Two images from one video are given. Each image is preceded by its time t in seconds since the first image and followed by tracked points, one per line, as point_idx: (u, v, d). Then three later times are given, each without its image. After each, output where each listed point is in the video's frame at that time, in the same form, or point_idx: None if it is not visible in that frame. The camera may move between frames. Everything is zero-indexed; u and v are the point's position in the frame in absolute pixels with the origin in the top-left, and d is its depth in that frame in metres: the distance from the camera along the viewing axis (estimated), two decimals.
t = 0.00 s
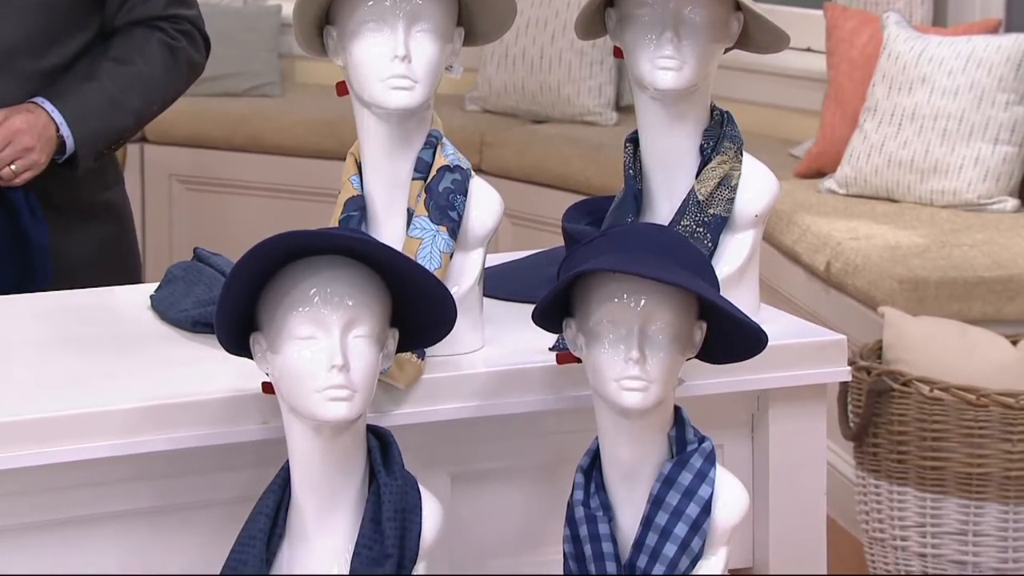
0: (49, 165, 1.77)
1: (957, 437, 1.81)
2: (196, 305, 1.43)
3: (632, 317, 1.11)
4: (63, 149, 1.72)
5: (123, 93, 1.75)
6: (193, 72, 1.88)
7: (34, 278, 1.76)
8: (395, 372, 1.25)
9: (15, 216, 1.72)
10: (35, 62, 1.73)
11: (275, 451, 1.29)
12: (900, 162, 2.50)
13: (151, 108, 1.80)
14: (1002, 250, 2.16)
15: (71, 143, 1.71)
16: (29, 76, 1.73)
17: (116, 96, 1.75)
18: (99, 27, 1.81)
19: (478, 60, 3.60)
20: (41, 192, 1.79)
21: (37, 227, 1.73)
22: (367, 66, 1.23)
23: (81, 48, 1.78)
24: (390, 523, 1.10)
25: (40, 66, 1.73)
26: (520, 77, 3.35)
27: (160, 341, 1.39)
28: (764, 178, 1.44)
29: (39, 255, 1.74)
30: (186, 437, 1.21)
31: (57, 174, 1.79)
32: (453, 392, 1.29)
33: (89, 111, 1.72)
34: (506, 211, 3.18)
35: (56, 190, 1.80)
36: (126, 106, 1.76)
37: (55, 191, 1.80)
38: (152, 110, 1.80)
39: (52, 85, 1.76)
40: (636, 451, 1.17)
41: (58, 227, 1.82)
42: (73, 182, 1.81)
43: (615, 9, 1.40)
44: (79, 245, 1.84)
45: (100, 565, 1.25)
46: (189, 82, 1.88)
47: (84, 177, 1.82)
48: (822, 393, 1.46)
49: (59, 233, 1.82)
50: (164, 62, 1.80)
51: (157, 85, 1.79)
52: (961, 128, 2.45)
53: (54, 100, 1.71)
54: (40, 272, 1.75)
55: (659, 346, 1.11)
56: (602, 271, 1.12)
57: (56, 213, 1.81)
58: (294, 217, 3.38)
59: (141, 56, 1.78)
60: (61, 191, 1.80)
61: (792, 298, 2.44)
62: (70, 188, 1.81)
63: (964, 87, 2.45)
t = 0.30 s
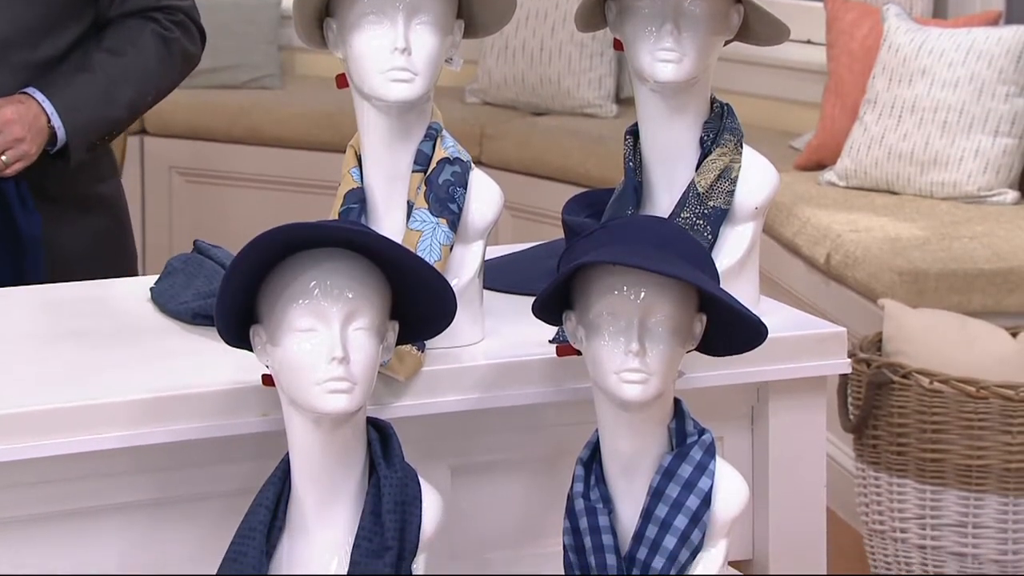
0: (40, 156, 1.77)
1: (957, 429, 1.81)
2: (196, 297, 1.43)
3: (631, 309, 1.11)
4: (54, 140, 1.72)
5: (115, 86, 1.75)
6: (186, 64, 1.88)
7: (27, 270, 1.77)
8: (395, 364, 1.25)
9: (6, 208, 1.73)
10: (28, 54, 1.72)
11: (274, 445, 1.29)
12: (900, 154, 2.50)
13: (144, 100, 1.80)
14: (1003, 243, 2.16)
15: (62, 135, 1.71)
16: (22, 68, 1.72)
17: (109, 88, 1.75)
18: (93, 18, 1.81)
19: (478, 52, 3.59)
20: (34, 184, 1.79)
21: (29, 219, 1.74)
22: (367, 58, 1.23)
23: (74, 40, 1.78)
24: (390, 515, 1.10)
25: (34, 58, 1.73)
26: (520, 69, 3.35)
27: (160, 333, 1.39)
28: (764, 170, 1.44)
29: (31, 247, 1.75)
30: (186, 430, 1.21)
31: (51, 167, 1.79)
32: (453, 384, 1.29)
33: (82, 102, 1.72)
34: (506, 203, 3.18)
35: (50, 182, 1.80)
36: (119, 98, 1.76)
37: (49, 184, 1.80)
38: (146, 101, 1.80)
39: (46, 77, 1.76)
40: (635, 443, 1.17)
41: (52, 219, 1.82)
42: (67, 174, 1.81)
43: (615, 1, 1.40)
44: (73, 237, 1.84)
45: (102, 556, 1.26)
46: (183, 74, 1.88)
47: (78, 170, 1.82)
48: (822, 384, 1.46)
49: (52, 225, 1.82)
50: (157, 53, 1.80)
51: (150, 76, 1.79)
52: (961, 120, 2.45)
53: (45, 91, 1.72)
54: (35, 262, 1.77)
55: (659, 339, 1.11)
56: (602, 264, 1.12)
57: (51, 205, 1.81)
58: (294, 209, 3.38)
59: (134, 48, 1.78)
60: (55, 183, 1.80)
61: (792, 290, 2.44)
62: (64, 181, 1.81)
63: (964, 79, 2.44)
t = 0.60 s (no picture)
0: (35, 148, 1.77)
1: (957, 421, 1.81)
2: (196, 289, 1.43)
3: (632, 302, 1.11)
4: (50, 132, 1.72)
5: (111, 78, 1.75)
6: (182, 57, 1.87)
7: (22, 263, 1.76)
8: (395, 356, 1.25)
9: (2, 201, 1.72)
10: (25, 46, 1.72)
11: (275, 437, 1.30)
12: (900, 146, 2.50)
13: (139, 92, 1.80)
14: (1003, 235, 2.16)
15: (57, 127, 1.71)
16: (19, 60, 1.72)
17: (104, 80, 1.75)
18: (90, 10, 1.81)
19: (478, 45, 3.59)
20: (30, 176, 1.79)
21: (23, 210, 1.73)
22: (366, 51, 1.23)
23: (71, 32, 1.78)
24: (390, 507, 1.10)
25: (31, 49, 1.73)
26: (520, 62, 3.34)
27: (160, 326, 1.39)
28: (764, 163, 1.44)
29: (26, 239, 1.75)
30: (185, 423, 1.22)
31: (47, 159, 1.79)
32: (453, 377, 1.29)
33: (76, 94, 1.71)
34: (506, 196, 3.18)
35: (46, 174, 1.80)
36: (115, 90, 1.76)
37: (45, 175, 1.80)
38: (141, 94, 1.80)
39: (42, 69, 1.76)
40: (635, 435, 1.17)
41: (48, 211, 1.82)
42: (63, 166, 1.81)
43: None
44: (68, 230, 1.84)
45: (102, 547, 1.26)
46: (179, 67, 1.87)
47: (74, 161, 1.82)
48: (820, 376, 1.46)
49: (48, 217, 1.82)
50: (153, 46, 1.80)
51: (145, 68, 1.79)
52: (961, 112, 2.45)
53: (40, 83, 1.71)
54: (31, 255, 1.76)
55: (659, 331, 1.11)
56: (601, 256, 1.12)
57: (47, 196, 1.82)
58: (294, 202, 3.38)
59: (130, 40, 1.78)
60: (51, 175, 1.81)
61: (793, 283, 2.44)
62: (60, 172, 1.81)
63: (964, 71, 2.44)
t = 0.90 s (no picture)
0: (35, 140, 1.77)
1: (957, 413, 1.81)
2: (196, 282, 1.43)
3: (632, 295, 1.11)
4: (48, 125, 1.72)
5: (110, 70, 1.75)
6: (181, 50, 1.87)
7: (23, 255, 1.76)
8: (395, 349, 1.25)
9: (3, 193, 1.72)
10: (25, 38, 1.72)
11: (275, 430, 1.30)
12: (900, 139, 2.49)
13: (138, 85, 1.80)
14: (1003, 228, 2.16)
15: (56, 120, 1.71)
16: (18, 52, 1.72)
17: (104, 73, 1.74)
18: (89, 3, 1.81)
19: (478, 37, 3.58)
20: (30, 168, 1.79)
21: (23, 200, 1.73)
22: (366, 44, 1.23)
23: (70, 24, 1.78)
24: (390, 500, 1.10)
25: (32, 40, 1.72)
26: (520, 55, 3.34)
27: (160, 319, 1.39)
28: (764, 156, 1.44)
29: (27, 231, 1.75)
30: (186, 416, 1.22)
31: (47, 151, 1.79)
32: (453, 370, 1.29)
33: (74, 86, 1.72)
34: (506, 189, 3.18)
35: (46, 166, 1.80)
36: (114, 82, 1.76)
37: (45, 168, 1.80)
38: (140, 87, 1.80)
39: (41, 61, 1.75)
40: (635, 429, 1.17)
41: (48, 205, 1.82)
42: (63, 159, 1.81)
43: None
44: (68, 223, 1.84)
45: (103, 540, 1.26)
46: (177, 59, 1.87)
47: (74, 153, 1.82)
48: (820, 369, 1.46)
49: (48, 211, 1.82)
50: (151, 39, 1.80)
51: (144, 61, 1.79)
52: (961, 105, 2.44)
53: (38, 74, 1.71)
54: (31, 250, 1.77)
55: (659, 324, 1.11)
56: (602, 249, 1.12)
57: (47, 188, 1.81)
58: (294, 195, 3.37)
59: (130, 32, 1.78)
60: (51, 167, 1.80)
61: (793, 276, 2.44)
62: (60, 164, 1.81)
63: (964, 64, 2.44)
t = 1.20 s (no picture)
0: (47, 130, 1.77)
1: (956, 405, 1.82)
2: (196, 274, 1.43)
3: (631, 287, 1.11)
4: (69, 116, 1.72)
5: (124, 59, 1.75)
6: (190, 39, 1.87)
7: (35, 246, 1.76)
8: (394, 342, 1.25)
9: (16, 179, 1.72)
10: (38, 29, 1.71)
11: (275, 422, 1.30)
12: (900, 131, 2.49)
13: (150, 74, 1.80)
14: (1002, 220, 2.16)
15: (77, 109, 1.71)
16: (32, 45, 1.71)
17: (118, 62, 1.74)
18: None
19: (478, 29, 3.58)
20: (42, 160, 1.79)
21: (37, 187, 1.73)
22: (366, 36, 1.23)
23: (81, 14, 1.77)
24: (390, 492, 1.10)
25: (44, 32, 1.72)
26: (520, 47, 3.34)
27: (161, 311, 1.39)
28: (764, 149, 1.43)
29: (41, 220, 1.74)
30: (186, 408, 1.22)
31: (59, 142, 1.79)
32: (453, 362, 1.29)
33: (91, 76, 1.72)
34: (506, 182, 3.18)
35: (57, 157, 1.80)
36: (128, 71, 1.75)
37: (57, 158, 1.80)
38: (152, 76, 1.80)
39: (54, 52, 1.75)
40: (635, 421, 1.17)
41: (59, 196, 1.81)
42: (74, 149, 1.81)
43: None
44: (79, 214, 1.84)
45: (104, 532, 1.26)
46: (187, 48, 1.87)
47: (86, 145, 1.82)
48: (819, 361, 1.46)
49: (58, 203, 1.81)
50: (161, 28, 1.80)
51: (155, 51, 1.79)
52: (960, 97, 2.44)
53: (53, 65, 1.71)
54: (44, 239, 1.76)
55: (658, 317, 1.11)
56: (601, 242, 1.12)
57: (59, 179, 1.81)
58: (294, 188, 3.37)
59: (142, 21, 1.78)
60: (62, 158, 1.80)
61: (792, 268, 2.44)
62: (72, 155, 1.81)
63: (964, 56, 2.44)
